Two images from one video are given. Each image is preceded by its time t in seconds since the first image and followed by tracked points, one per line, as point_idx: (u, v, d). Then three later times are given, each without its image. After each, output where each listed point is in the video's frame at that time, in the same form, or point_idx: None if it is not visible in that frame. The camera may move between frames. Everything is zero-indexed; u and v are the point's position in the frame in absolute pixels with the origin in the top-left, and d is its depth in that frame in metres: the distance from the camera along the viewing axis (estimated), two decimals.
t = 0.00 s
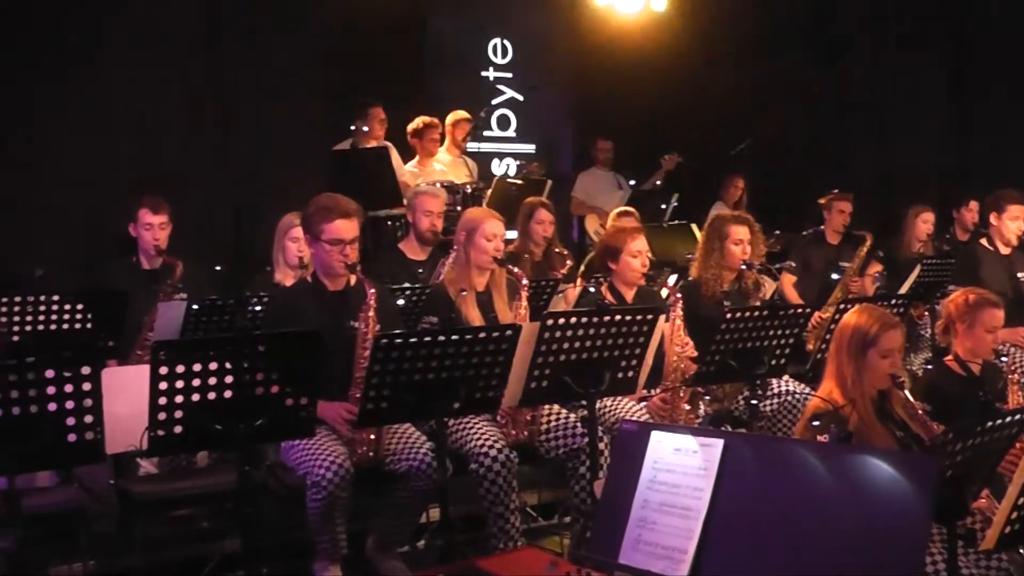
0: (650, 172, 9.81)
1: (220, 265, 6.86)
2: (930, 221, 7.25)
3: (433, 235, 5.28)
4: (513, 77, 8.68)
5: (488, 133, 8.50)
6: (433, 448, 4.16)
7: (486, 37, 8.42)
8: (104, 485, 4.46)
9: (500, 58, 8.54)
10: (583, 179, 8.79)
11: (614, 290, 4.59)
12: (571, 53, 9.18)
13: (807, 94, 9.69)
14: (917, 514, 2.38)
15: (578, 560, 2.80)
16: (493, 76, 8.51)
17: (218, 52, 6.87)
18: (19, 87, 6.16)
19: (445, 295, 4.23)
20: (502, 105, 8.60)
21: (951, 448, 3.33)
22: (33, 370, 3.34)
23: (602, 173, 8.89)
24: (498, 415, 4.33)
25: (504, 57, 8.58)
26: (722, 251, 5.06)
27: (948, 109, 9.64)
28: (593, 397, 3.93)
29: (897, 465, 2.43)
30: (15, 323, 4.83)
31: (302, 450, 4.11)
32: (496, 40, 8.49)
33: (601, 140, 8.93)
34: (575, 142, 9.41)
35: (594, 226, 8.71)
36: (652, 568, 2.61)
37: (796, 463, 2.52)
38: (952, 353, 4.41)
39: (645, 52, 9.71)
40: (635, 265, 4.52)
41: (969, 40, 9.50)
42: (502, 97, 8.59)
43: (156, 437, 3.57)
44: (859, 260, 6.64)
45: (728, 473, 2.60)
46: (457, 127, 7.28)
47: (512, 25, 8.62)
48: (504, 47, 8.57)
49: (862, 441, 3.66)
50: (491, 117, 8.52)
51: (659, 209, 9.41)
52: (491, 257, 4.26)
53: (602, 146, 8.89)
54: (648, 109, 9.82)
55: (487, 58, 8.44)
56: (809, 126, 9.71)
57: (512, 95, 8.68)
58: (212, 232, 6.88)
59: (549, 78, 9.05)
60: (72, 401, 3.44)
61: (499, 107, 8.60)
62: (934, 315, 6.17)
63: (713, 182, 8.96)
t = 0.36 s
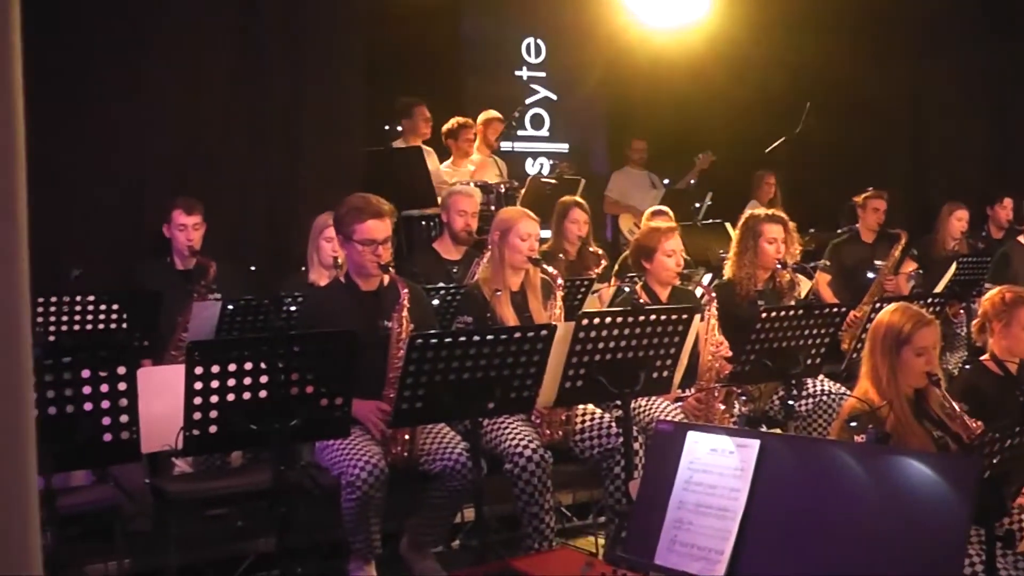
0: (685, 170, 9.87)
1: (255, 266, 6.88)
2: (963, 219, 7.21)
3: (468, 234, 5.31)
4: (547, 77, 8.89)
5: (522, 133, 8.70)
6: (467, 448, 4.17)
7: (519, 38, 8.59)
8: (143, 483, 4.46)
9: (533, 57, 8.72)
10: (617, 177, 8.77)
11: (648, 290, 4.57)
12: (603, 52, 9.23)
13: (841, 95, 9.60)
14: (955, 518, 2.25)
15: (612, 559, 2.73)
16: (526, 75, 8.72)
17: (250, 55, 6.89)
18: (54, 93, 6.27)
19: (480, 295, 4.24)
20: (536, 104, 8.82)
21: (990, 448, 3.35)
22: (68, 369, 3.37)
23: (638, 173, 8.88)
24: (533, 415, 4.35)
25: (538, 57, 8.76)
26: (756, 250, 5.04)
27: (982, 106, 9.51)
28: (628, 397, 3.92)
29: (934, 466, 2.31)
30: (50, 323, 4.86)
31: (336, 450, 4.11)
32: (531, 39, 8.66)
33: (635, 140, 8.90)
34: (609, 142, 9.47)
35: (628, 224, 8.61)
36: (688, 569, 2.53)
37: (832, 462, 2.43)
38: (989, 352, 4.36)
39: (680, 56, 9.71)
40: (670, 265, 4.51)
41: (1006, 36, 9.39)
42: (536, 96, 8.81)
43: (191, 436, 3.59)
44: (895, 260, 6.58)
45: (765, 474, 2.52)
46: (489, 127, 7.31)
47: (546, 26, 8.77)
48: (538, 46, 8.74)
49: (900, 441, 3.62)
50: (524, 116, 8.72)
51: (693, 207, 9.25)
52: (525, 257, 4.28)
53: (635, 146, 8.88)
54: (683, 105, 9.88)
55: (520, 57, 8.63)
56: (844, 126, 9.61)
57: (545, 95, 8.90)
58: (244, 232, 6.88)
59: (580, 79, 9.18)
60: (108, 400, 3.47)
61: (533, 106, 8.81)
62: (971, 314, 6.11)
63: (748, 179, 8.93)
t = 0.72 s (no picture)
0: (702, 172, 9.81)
1: (270, 265, 6.90)
2: (978, 218, 7.18)
3: (484, 234, 5.32)
4: (562, 76, 8.86)
5: (537, 132, 8.69)
6: (482, 448, 4.17)
7: (534, 38, 8.58)
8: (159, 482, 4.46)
9: (549, 56, 8.70)
10: (631, 177, 8.79)
11: (664, 289, 4.58)
12: (618, 50, 9.17)
13: (860, 93, 9.49)
14: (972, 523, 2.23)
15: (628, 559, 2.70)
16: (541, 75, 8.70)
17: (266, 55, 6.89)
18: (71, 94, 6.29)
19: (496, 295, 4.25)
20: (551, 103, 8.81)
21: (1007, 450, 3.32)
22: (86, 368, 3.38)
23: (652, 173, 8.90)
24: (548, 414, 4.36)
25: (553, 56, 8.74)
26: (771, 249, 5.04)
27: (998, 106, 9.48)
28: (643, 396, 3.92)
29: (953, 469, 2.29)
30: (66, 321, 4.83)
31: (352, 449, 4.11)
32: (546, 38, 8.65)
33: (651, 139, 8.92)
34: (623, 141, 9.42)
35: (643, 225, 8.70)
36: (704, 569, 2.50)
37: (850, 463, 2.41)
38: (1005, 352, 4.31)
39: (700, 47, 9.50)
40: (686, 264, 4.51)
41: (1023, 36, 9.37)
42: (551, 95, 8.80)
43: (207, 435, 3.61)
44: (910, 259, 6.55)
45: (783, 474, 2.49)
46: (501, 126, 7.30)
47: (562, 25, 8.76)
48: (553, 46, 8.72)
49: (916, 442, 3.61)
50: (540, 116, 8.72)
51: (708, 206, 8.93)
52: (541, 256, 4.30)
53: (651, 145, 8.88)
54: (699, 104, 9.74)
55: (536, 56, 8.61)
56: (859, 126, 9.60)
57: (560, 94, 8.88)
58: (259, 232, 6.90)
59: (595, 78, 9.16)
60: (123, 399, 3.49)
61: (549, 105, 8.81)
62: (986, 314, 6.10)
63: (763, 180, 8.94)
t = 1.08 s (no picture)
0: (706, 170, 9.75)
1: (278, 266, 6.90)
2: (986, 213, 7.17)
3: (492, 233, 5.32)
4: (568, 74, 8.80)
5: (542, 131, 8.71)
6: (492, 447, 4.17)
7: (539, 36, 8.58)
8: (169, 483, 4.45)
9: (554, 55, 8.65)
10: (638, 174, 8.81)
11: (672, 286, 4.59)
12: (624, 49, 9.16)
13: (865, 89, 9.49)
14: (984, 518, 2.23)
15: (640, 557, 2.70)
16: (547, 74, 8.66)
17: (272, 56, 6.90)
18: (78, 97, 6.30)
19: (505, 293, 4.26)
20: (557, 102, 8.77)
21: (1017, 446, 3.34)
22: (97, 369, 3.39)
23: (658, 169, 8.90)
24: (558, 413, 4.36)
25: (559, 55, 8.69)
26: (779, 245, 5.05)
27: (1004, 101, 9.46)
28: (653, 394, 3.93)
29: (966, 465, 2.29)
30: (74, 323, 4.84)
31: (362, 449, 4.10)
32: (551, 37, 8.61)
33: (657, 136, 8.93)
34: (629, 139, 9.40)
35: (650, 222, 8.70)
36: (717, 566, 2.50)
37: (863, 460, 2.40)
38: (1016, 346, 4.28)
39: (704, 47, 9.53)
40: (694, 262, 4.53)
41: None
42: (556, 94, 8.75)
43: (218, 436, 3.61)
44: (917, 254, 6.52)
45: (795, 471, 2.49)
46: (513, 124, 7.28)
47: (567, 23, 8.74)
48: (559, 45, 8.67)
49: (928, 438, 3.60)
50: (546, 114, 8.70)
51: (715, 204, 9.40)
52: (549, 255, 4.29)
53: (658, 142, 8.88)
54: (705, 102, 9.75)
55: (541, 55, 8.57)
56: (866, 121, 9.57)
57: (566, 92, 8.83)
58: (266, 233, 6.91)
59: (600, 77, 9.12)
60: (134, 400, 3.50)
61: (554, 104, 8.77)
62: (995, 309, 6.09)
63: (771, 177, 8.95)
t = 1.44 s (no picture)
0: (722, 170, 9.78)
1: (295, 264, 6.92)
2: (1004, 215, 7.14)
3: (509, 231, 5.32)
4: (584, 73, 8.87)
5: (559, 130, 8.76)
6: (509, 445, 4.18)
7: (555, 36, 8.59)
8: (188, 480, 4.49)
9: (570, 54, 8.71)
10: (656, 173, 8.81)
11: (689, 286, 4.58)
12: (639, 50, 9.19)
13: (882, 90, 9.47)
14: (1003, 519, 2.22)
15: (658, 557, 2.69)
16: (564, 73, 8.72)
17: (289, 54, 6.92)
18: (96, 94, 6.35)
19: (523, 292, 4.28)
20: (573, 102, 8.84)
21: None
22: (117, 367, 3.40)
23: (676, 169, 8.89)
24: (575, 412, 4.36)
25: (576, 54, 8.76)
26: (796, 245, 5.03)
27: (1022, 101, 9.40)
28: (671, 393, 3.94)
29: (986, 465, 2.26)
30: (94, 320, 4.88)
31: (378, 447, 4.10)
32: (568, 36, 8.66)
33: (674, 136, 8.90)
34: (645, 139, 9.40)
35: (666, 222, 8.69)
36: (736, 566, 2.47)
37: (883, 461, 2.37)
38: None
39: (720, 51, 9.58)
40: (711, 261, 4.54)
41: None
42: (573, 94, 8.82)
43: (235, 433, 3.62)
44: (935, 256, 6.50)
45: (813, 472, 2.46)
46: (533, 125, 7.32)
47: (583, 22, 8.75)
48: (575, 44, 8.75)
49: (946, 439, 3.60)
50: (562, 114, 8.76)
51: (731, 204, 9.39)
52: (566, 254, 4.30)
53: (675, 142, 8.86)
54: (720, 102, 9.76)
55: (558, 54, 8.63)
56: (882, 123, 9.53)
57: (582, 92, 8.90)
58: (283, 230, 6.93)
59: (616, 76, 9.16)
60: (151, 396, 3.51)
61: (571, 104, 8.83)
62: (1014, 311, 6.06)
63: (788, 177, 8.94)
